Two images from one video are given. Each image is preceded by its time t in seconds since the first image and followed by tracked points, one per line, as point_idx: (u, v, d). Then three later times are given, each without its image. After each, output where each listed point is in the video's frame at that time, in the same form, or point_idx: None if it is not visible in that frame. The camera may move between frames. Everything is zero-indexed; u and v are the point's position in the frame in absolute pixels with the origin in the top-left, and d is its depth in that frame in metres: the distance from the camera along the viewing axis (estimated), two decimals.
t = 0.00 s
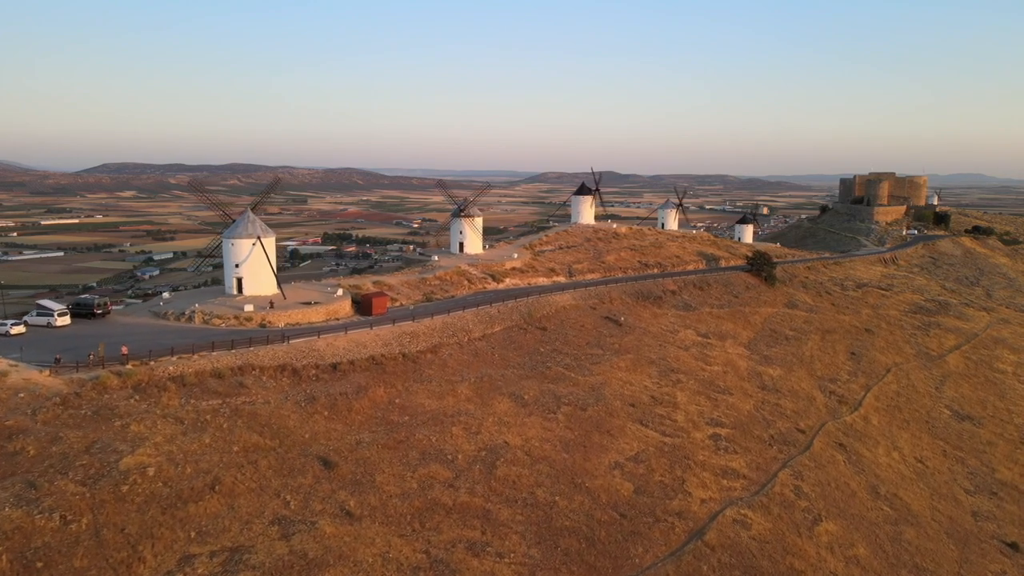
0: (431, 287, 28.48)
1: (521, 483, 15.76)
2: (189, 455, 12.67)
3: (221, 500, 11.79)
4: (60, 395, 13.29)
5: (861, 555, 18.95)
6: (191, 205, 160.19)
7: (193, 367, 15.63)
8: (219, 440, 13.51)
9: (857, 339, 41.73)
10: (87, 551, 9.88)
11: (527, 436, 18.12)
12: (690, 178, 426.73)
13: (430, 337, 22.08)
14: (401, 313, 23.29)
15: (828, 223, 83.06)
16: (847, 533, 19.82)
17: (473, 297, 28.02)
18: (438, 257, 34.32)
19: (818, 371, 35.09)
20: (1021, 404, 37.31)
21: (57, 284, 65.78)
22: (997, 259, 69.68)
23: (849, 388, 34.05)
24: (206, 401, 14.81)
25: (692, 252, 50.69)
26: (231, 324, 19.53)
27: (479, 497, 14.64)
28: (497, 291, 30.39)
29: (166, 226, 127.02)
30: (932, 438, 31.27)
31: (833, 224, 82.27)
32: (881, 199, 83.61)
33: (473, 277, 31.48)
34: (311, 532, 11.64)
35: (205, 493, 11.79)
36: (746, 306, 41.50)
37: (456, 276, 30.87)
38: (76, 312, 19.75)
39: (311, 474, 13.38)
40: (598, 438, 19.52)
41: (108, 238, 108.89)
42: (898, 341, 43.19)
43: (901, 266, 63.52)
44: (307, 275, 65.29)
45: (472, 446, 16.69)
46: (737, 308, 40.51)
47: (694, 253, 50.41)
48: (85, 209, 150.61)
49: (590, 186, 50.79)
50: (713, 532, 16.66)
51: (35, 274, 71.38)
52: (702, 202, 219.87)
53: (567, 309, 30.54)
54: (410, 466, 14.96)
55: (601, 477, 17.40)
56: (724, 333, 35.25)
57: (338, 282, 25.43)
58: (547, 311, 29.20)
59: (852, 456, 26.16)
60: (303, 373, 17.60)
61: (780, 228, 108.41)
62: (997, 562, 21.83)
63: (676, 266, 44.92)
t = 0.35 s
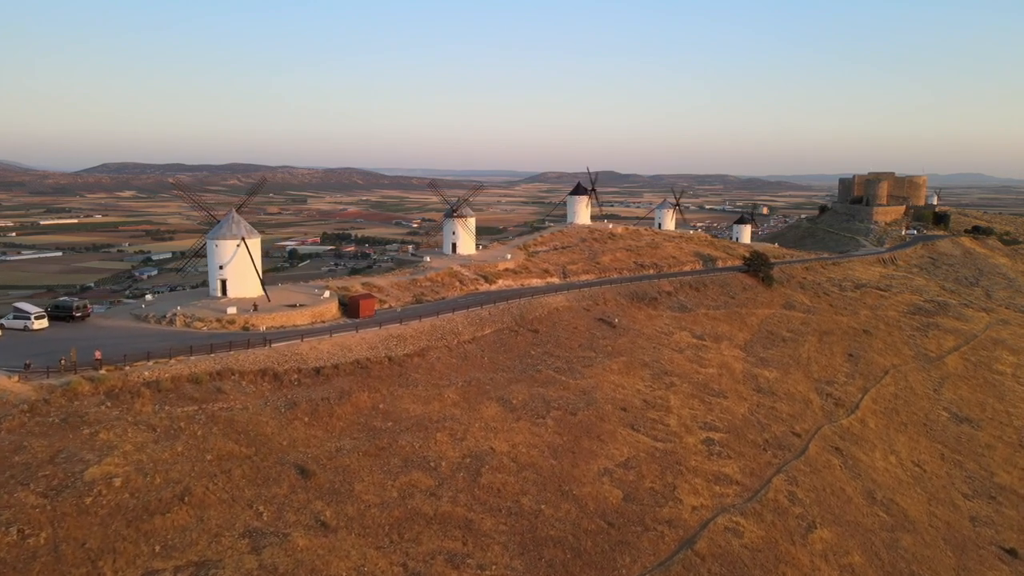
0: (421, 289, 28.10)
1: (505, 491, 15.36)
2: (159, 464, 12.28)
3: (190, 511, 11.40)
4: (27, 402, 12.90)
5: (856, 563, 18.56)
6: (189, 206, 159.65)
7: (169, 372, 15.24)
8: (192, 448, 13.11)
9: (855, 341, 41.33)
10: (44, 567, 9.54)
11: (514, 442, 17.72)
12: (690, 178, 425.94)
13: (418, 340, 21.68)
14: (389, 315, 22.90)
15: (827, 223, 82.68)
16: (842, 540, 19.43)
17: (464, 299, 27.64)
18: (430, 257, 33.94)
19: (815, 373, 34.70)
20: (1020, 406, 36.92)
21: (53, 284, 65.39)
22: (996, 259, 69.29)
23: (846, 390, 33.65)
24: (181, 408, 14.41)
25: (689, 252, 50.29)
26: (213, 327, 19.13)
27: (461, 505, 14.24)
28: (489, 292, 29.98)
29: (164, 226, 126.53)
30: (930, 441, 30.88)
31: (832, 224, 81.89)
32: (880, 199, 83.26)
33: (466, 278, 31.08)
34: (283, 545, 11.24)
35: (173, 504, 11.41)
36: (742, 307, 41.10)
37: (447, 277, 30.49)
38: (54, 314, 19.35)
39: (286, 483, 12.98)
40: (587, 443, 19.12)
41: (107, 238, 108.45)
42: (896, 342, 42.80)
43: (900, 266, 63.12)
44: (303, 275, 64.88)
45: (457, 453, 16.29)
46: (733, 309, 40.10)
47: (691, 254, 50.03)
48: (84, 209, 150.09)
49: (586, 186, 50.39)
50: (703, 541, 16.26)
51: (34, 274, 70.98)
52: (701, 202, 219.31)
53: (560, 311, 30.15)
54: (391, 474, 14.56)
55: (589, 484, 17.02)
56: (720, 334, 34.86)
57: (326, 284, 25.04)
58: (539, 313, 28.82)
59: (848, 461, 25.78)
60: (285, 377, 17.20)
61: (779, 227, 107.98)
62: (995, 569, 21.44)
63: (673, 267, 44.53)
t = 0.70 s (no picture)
0: (410, 291, 27.64)
1: (488, 500, 14.92)
2: (123, 475, 11.85)
3: (153, 525, 10.97)
4: None
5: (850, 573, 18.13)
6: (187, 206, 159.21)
7: (141, 378, 14.79)
8: (161, 457, 12.67)
9: (852, 342, 40.87)
10: None
11: (499, 449, 17.28)
12: (690, 178, 425.60)
13: (403, 344, 21.22)
14: (376, 318, 22.45)
15: (826, 223, 82.23)
16: (836, 549, 18.99)
17: (454, 301, 27.20)
18: (421, 258, 33.48)
19: (811, 376, 34.25)
20: (1019, 409, 36.48)
21: (48, 285, 64.92)
22: (996, 260, 68.82)
23: (843, 393, 33.20)
24: (152, 415, 13.96)
25: (686, 253, 49.84)
26: (193, 331, 18.66)
27: (441, 516, 13.79)
28: (480, 294, 29.53)
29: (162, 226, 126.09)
30: (927, 445, 30.43)
31: (830, 224, 81.44)
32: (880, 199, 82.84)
33: (456, 280, 30.62)
34: (250, 560, 10.80)
35: (136, 518, 10.99)
36: (738, 308, 40.65)
37: (438, 279, 30.04)
38: (29, 318, 18.87)
39: (257, 494, 12.53)
40: (575, 450, 18.67)
41: (105, 238, 107.98)
42: (894, 344, 42.33)
43: (899, 266, 62.66)
44: (299, 276, 64.38)
45: (439, 461, 15.83)
46: (729, 310, 39.65)
47: (687, 254, 49.56)
48: (82, 208, 149.58)
49: (581, 186, 49.94)
50: (693, 551, 15.81)
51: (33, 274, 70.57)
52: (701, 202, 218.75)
53: (552, 313, 29.69)
54: (369, 483, 14.12)
55: (576, 492, 16.57)
56: (715, 336, 34.39)
57: (312, 286, 24.59)
58: (531, 316, 28.37)
59: (844, 466, 25.34)
60: (263, 383, 16.74)
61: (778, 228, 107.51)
62: None
63: (669, 268, 44.08)
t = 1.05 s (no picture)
0: (400, 293, 27.22)
1: (471, 509, 14.53)
2: (89, 486, 11.46)
3: (117, 539, 10.61)
4: None
5: None
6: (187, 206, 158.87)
7: (115, 384, 14.39)
8: (130, 466, 12.28)
9: (850, 344, 40.45)
10: None
11: (485, 456, 16.88)
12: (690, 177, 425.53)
13: (390, 348, 20.79)
14: (362, 321, 22.03)
15: (825, 223, 81.82)
16: (831, 558, 18.60)
17: (445, 303, 26.80)
18: (413, 259, 33.06)
19: (808, 378, 33.84)
20: (1019, 411, 36.09)
21: (44, 286, 64.53)
22: (996, 260, 68.41)
23: (840, 396, 32.79)
24: (125, 422, 13.56)
25: (682, 253, 49.43)
26: (173, 334, 18.25)
27: (422, 527, 13.39)
28: (471, 296, 29.11)
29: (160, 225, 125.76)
30: (926, 449, 30.03)
31: (829, 224, 81.05)
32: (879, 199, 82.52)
33: (448, 281, 30.23)
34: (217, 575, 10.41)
35: (100, 531, 10.61)
36: (735, 310, 40.28)
37: (429, 280, 29.63)
38: (6, 320, 18.48)
39: (229, 505, 12.13)
40: (564, 456, 18.27)
41: (104, 238, 107.61)
42: (893, 345, 41.93)
43: (898, 267, 62.26)
44: (296, 276, 63.97)
45: (422, 468, 15.43)
46: (725, 312, 39.24)
47: (684, 255, 49.15)
48: (82, 208, 149.14)
49: (577, 186, 49.50)
50: (683, 561, 15.41)
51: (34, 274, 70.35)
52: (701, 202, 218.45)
53: (544, 314, 29.28)
54: (348, 492, 13.70)
55: (563, 500, 16.17)
56: (710, 339, 33.99)
57: (299, 288, 24.18)
58: (522, 318, 27.98)
59: (840, 471, 24.95)
60: (243, 388, 16.32)
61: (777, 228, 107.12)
62: None
63: (665, 269, 43.67)
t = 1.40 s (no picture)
0: (389, 295, 26.79)
1: (451, 520, 14.08)
2: (48, 498, 11.06)
3: (74, 556, 10.23)
4: None
5: None
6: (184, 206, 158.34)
7: (84, 390, 13.96)
8: (94, 477, 11.87)
9: (847, 346, 39.98)
10: None
11: (469, 464, 16.44)
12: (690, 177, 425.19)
13: (374, 352, 20.35)
14: (347, 324, 21.59)
15: (824, 223, 81.39)
16: (824, 568, 18.16)
17: (434, 305, 26.37)
18: (404, 261, 32.60)
19: (804, 381, 33.40)
20: (1018, 414, 35.64)
21: (38, 286, 64.04)
22: (995, 261, 68.00)
23: (837, 399, 32.37)
24: (92, 430, 13.13)
25: (678, 254, 49.00)
26: (150, 338, 17.80)
27: (399, 539, 12.95)
28: (462, 298, 28.66)
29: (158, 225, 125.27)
30: (923, 453, 29.57)
31: (828, 224, 80.62)
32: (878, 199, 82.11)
33: (438, 283, 29.79)
34: None
35: (56, 548, 10.23)
36: (731, 311, 39.84)
37: (418, 282, 29.19)
38: None
39: (196, 518, 11.70)
40: (551, 463, 17.82)
41: (104, 238, 107.18)
42: (891, 347, 41.48)
43: (896, 268, 61.82)
44: (293, 276, 63.58)
45: (402, 477, 14.98)
46: (721, 314, 38.77)
47: (680, 256, 48.68)
48: (80, 208, 148.51)
49: (573, 186, 49.01)
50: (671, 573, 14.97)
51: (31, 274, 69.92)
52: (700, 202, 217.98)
53: (536, 317, 28.84)
54: (323, 502, 13.25)
55: (548, 510, 15.73)
56: (705, 341, 33.54)
57: (283, 290, 23.74)
58: (513, 320, 27.54)
59: (836, 476, 24.50)
60: (220, 395, 15.89)
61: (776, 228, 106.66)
62: None
63: (660, 270, 43.21)
